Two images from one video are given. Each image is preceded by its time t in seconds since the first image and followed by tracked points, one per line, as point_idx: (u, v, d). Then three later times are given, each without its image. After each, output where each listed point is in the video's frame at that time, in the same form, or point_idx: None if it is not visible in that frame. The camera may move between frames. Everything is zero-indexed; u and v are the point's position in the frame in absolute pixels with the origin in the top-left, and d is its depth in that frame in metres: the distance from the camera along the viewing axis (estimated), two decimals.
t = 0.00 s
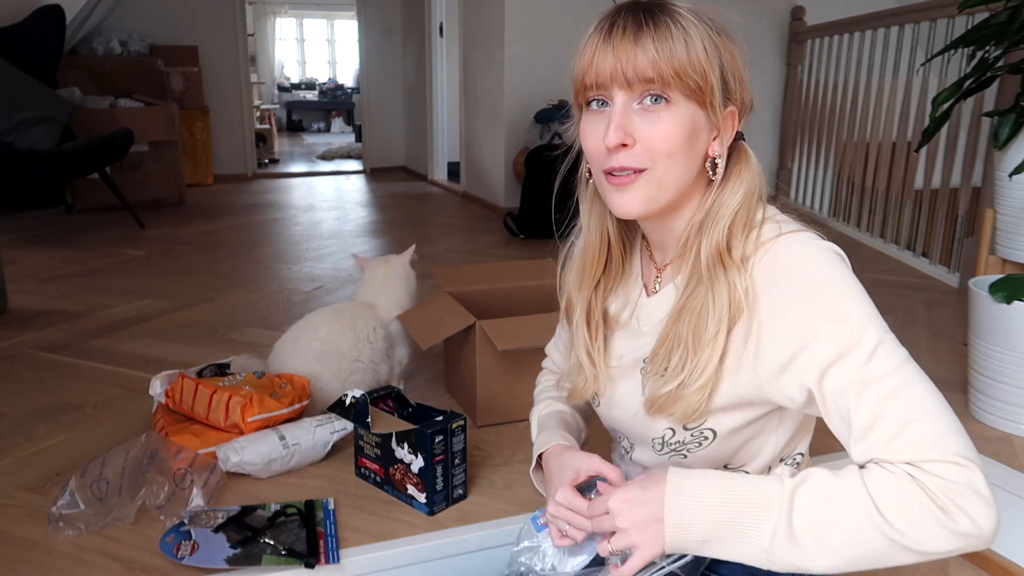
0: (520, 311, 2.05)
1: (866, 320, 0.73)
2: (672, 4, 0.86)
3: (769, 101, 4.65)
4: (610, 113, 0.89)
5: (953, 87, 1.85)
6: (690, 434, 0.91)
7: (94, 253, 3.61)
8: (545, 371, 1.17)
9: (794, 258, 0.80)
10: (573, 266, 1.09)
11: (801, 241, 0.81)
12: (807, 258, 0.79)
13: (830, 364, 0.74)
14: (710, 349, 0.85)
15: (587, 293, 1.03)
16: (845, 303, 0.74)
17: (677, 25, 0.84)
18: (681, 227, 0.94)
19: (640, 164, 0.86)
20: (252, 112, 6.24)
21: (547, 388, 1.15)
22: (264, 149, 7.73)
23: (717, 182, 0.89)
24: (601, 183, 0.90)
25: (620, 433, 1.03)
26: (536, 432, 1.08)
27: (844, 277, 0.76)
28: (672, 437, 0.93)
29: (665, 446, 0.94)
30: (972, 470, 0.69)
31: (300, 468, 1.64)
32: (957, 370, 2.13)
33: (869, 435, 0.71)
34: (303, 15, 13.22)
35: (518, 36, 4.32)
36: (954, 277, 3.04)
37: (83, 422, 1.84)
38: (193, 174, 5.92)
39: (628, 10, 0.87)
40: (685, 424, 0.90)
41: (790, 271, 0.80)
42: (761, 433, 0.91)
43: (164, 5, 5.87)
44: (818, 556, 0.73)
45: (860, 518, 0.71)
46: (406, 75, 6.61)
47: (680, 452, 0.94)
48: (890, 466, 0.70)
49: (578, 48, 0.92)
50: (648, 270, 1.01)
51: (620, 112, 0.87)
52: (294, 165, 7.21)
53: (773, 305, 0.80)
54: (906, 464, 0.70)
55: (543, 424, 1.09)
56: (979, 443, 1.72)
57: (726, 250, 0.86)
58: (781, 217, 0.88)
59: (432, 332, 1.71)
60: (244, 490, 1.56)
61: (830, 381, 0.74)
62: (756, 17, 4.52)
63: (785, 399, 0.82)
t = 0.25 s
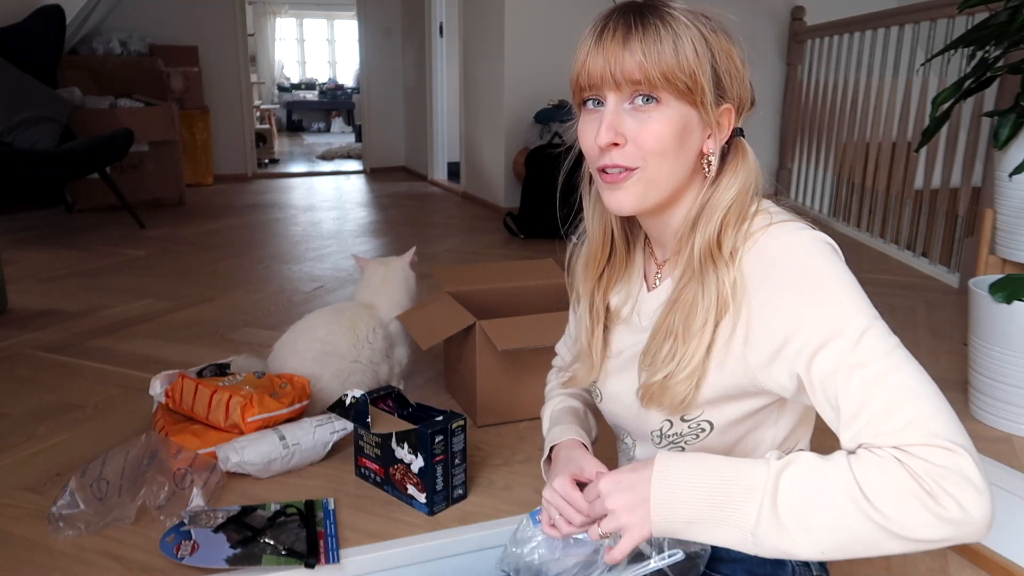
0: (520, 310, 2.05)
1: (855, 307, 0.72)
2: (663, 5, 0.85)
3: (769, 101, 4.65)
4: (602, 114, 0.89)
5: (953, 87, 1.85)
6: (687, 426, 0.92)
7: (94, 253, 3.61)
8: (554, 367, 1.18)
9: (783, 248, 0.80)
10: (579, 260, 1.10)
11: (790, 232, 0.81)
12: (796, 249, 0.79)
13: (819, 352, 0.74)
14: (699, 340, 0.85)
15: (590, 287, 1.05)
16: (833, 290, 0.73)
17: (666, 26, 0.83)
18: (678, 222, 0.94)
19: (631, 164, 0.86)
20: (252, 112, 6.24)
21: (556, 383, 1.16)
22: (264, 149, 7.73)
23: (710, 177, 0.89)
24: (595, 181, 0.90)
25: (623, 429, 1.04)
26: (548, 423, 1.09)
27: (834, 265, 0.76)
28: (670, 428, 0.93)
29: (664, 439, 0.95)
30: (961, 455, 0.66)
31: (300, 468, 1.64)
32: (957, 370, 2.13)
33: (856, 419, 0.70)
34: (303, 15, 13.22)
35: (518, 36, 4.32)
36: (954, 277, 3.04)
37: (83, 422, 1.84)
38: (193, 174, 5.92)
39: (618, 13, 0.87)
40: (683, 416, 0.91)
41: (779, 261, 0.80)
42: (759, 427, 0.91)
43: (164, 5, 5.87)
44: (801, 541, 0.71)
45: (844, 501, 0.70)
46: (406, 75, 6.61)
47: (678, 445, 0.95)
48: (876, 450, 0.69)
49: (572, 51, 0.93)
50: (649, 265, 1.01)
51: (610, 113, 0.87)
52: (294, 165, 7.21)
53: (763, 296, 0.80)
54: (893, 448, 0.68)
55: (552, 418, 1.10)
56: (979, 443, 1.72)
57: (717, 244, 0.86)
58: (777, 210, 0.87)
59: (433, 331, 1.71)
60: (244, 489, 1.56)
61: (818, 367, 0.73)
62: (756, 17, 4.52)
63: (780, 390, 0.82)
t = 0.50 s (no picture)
0: (519, 310, 2.05)
1: (850, 297, 0.72)
2: (657, 7, 0.85)
3: (768, 101, 4.65)
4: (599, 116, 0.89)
5: (953, 87, 1.85)
6: (687, 420, 0.92)
7: (94, 253, 3.61)
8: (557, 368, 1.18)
9: (778, 239, 0.80)
10: (581, 257, 1.10)
11: (785, 224, 0.81)
12: (790, 241, 0.79)
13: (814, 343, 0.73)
14: (694, 333, 0.86)
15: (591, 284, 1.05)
16: (828, 279, 0.73)
17: (660, 28, 0.83)
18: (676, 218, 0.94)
19: (629, 165, 0.86)
20: (252, 112, 6.24)
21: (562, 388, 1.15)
22: (264, 149, 7.73)
23: (708, 174, 0.89)
24: (594, 181, 0.91)
25: (624, 429, 1.04)
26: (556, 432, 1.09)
27: (828, 254, 0.76)
28: (670, 423, 0.94)
29: (664, 433, 0.95)
30: (958, 439, 0.66)
31: (301, 468, 1.64)
32: (957, 370, 2.13)
33: (853, 407, 0.70)
34: (303, 15, 13.23)
35: (518, 36, 4.32)
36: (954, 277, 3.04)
37: (83, 422, 1.84)
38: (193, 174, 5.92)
39: (612, 17, 0.87)
40: (682, 408, 0.91)
41: (774, 253, 0.80)
42: (757, 423, 0.92)
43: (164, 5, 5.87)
44: (802, 533, 0.71)
45: (842, 490, 0.70)
46: (406, 75, 6.61)
47: (678, 439, 0.94)
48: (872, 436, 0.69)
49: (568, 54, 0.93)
50: (649, 262, 1.01)
51: (607, 115, 0.87)
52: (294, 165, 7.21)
53: (760, 288, 0.80)
54: (889, 434, 0.68)
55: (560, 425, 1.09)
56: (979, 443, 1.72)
57: (712, 240, 0.86)
58: (772, 205, 0.87)
59: (433, 331, 1.71)
60: (244, 489, 1.56)
61: (815, 354, 0.73)
62: (756, 17, 4.52)
63: (779, 381, 0.82)
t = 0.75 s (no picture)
0: (520, 310, 2.05)
1: (845, 285, 0.71)
2: (656, 6, 0.85)
3: (768, 101, 4.65)
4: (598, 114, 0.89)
5: (953, 87, 1.85)
6: (686, 413, 0.91)
7: (93, 253, 3.61)
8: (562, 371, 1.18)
9: (774, 231, 0.80)
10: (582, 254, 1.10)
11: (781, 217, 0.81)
12: (786, 232, 0.79)
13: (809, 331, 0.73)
14: (690, 325, 0.86)
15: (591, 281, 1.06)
16: (823, 268, 0.73)
17: (658, 26, 0.83)
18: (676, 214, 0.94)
19: (627, 162, 0.86)
20: (252, 111, 6.24)
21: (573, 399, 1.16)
22: (264, 149, 7.73)
23: (705, 169, 0.89)
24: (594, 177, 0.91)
25: (623, 428, 1.03)
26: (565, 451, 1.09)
27: (823, 245, 0.76)
28: (668, 417, 0.93)
29: (663, 428, 0.94)
30: (951, 426, 0.65)
31: (301, 468, 1.64)
32: (957, 371, 2.13)
33: (848, 395, 0.70)
34: (303, 15, 13.23)
35: (518, 36, 4.32)
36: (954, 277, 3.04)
37: (83, 422, 1.84)
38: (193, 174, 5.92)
39: (611, 15, 0.87)
40: (681, 402, 0.91)
41: (769, 245, 0.80)
42: (755, 419, 0.91)
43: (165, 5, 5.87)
44: (800, 527, 0.72)
45: (836, 485, 0.70)
46: (406, 75, 6.61)
47: (677, 433, 0.94)
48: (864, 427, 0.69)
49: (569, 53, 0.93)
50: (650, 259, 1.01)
51: (605, 112, 0.87)
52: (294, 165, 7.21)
53: (756, 280, 0.80)
54: (880, 423, 0.68)
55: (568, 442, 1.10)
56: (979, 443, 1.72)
57: (709, 234, 0.86)
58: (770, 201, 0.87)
59: (432, 331, 1.71)
60: (245, 489, 1.56)
61: (809, 343, 0.73)
62: (756, 17, 4.52)
63: (777, 373, 0.82)
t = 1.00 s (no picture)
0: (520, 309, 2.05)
1: (847, 278, 0.72)
2: (623, 23, 0.82)
3: (768, 101, 4.65)
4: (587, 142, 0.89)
5: (953, 87, 1.85)
6: (687, 405, 0.90)
7: (93, 253, 3.61)
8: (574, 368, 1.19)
9: (778, 223, 0.81)
10: (592, 248, 1.12)
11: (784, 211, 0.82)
12: (789, 225, 0.80)
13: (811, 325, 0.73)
14: (692, 315, 0.87)
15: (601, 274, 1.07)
16: (826, 258, 0.74)
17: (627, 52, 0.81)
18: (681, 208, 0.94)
19: (626, 183, 0.87)
20: (252, 111, 6.24)
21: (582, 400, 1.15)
22: (264, 149, 7.73)
23: (707, 163, 0.88)
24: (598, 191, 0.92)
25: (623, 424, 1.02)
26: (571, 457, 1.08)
27: (826, 237, 0.76)
28: (670, 408, 0.92)
29: (664, 420, 0.93)
30: (950, 415, 0.65)
31: (301, 468, 1.64)
32: (957, 371, 2.13)
33: (849, 387, 0.70)
34: (303, 15, 13.23)
35: (518, 36, 4.32)
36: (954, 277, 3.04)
37: (83, 422, 1.84)
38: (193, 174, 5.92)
39: (579, 45, 0.84)
40: (682, 393, 0.90)
41: (773, 236, 0.81)
42: (756, 415, 0.90)
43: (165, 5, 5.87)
44: (801, 512, 0.72)
45: (836, 471, 0.70)
46: (406, 75, 6.61)
47: (678, 426, 0.92)
48: (864, 417, 0.69)
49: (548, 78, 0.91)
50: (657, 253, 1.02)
51: (593, 143, 0.87)
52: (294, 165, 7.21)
53: (759, 270, 0.81)
54: (878, 412, 0.68)
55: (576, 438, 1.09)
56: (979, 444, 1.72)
57: (713, 228, 0.87)
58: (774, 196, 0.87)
59: (432, 331, 1.71)
60: (245, 490, 1.56)
61: (811, 336, 0.73)
62: (755, 17, 4.52)
63: (781, 365, 0.81)
